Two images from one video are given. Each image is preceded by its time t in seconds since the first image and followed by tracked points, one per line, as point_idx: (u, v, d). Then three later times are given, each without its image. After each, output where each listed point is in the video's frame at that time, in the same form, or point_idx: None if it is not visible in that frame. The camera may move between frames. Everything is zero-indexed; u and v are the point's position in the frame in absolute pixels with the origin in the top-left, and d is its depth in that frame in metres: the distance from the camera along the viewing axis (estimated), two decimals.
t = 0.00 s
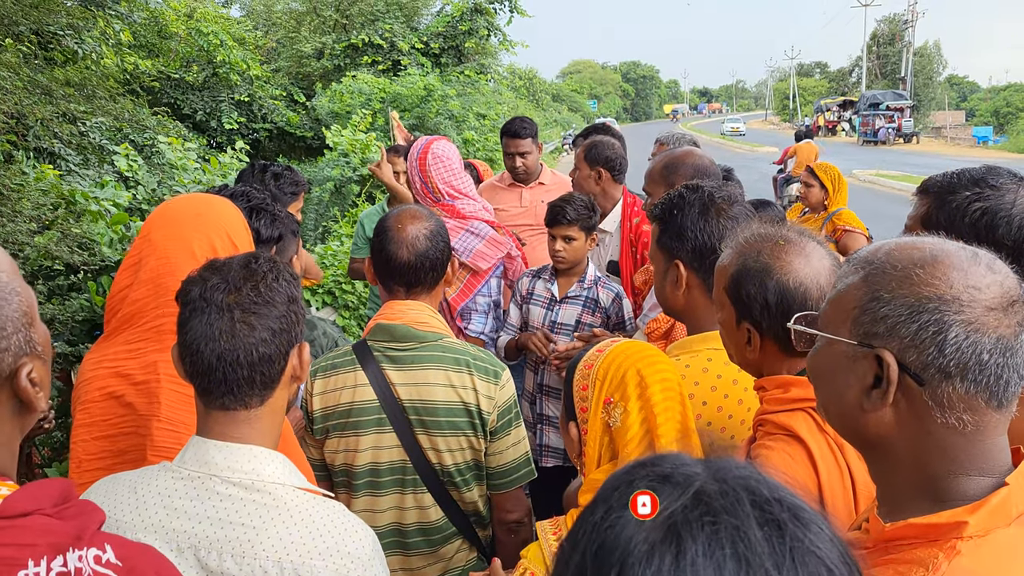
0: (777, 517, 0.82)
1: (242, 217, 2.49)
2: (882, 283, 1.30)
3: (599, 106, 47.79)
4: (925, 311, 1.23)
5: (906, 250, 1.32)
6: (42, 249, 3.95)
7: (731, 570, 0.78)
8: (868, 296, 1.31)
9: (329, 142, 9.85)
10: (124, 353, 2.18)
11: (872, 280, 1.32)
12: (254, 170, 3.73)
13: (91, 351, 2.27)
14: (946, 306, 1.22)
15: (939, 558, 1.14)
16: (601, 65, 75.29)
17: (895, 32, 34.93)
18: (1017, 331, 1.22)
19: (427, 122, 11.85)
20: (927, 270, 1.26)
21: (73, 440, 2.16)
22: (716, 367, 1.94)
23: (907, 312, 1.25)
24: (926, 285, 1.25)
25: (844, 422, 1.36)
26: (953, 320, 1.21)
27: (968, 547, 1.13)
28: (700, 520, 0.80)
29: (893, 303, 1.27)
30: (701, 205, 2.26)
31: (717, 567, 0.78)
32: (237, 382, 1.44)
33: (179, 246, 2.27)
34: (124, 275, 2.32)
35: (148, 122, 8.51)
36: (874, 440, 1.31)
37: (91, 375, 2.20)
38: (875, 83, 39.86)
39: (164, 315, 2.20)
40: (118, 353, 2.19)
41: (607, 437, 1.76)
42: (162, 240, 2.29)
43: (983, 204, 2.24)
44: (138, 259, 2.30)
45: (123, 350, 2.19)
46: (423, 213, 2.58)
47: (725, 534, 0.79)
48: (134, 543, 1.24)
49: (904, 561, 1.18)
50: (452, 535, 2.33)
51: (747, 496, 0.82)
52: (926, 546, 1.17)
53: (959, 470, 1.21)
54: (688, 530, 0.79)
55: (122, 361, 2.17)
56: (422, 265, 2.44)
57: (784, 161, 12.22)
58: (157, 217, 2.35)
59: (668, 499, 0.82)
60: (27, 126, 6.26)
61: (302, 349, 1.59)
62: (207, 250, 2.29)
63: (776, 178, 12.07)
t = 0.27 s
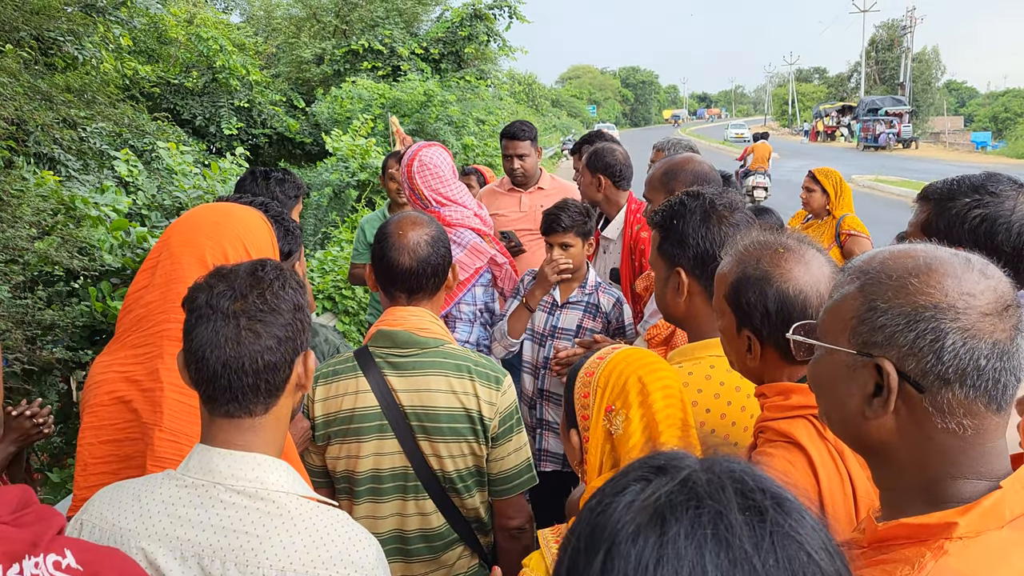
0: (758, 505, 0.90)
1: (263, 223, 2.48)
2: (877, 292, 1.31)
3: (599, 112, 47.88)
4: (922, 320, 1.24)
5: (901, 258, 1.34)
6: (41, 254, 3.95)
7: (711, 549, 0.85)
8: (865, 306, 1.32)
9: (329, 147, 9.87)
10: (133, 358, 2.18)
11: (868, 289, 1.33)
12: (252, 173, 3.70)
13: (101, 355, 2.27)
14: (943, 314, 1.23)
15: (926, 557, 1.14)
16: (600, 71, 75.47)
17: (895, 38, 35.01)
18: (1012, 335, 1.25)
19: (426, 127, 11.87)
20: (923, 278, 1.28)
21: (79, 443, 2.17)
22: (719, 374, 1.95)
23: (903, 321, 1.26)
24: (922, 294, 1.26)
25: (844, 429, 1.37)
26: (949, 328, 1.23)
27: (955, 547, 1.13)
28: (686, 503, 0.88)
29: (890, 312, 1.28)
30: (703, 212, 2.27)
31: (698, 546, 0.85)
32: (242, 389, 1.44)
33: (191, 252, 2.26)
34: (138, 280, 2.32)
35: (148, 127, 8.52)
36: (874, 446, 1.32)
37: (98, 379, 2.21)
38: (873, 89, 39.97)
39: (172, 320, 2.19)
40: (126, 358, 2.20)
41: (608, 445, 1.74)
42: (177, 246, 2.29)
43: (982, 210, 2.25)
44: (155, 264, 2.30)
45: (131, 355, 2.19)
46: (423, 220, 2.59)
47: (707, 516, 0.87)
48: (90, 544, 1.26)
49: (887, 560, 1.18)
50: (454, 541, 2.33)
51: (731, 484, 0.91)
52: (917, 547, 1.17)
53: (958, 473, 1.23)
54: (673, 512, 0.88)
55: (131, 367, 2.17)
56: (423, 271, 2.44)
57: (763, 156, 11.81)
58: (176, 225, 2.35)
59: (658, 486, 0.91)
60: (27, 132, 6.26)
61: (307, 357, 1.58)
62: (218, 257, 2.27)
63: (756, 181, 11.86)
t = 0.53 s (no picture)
0: (746, 516, 0.91)
1: (284, 244, 2.45)
2: (864, 311, 1.34)
3: (598, 115, 47.99)
4: (907, 340, 1.26)
5: (890, 275, 1.35)
6: (47, 272, 3.98)
7: (697, 557, 0.87)
8: (852, 323, 1.35)
9: (329, 157, 9.92)
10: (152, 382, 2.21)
11: (855, 307, 1.36)
12: (255, 191, 3.73)
13: (121, 375, 2.30)
14: (928, 335, 1.25)
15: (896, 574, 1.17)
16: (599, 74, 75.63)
17: (892, 33, 35.03)
18: (997, 355, 1.27)
19: (427, 135, 11.93)
20: (909, 297, 1.29)
21: (97, 464, 2.21)
22: (729, 385, 1.96)
23: (889, 342, 1.28)
24: (908, 315, 1.28)
25: (831, 443, 1.40)
26: (934, 348, 1.24)
27: (922, 563, 1.16)
28: (675, 513, 0.91)
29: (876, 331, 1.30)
30: (707, 222, 2.29)
31: (684, 553, 0.87)
32: (258, 414, 1.45)
33: (208, 277, 2.25)
34: (158, 301, 2.33)
35: (150, 142, 8.57)
36: (860, 461, 1.35)
37: (116, 401, 2.24)
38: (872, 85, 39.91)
39: (190, 347, 2.20)
40: (145, 382, 2.22)
41: (618, 460, 1.74)
42: (197, 270, 2.28)
43: (974, 214, 2.27)
44: (178, 287, 2.30)
45: (149, 379, 2.22)
46: (427, 236, 2.61)
47: (695, 525, 0.89)
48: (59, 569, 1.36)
49: None
50: (468, 555, 2.34)
51: (721, 497, 0.93)
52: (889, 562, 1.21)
53: (938, 490, 1.25)
54: (662, 523, 0.90)
55: (150, 391, 2.20)
56: (430, 287, 2.45)
57: (734, 152, 11.30)
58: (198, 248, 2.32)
59: (651, 499, 0.94)
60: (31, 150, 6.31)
61: (322, 380, 1.59)
62: (237, 282, 2.26)
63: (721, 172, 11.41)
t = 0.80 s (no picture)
0: (791, 529, 0.92)
1: (330, 255, 2.49)
2: (875, 306, 1.35)
3: (612, 105, 47.73)
4: (914, 334, 1.28)
5: (898, 271, 1.36)
6: (78, 281, 4.14)
7: (735, 564, 0.90)
8: (862, 319, 1.36)
9: (346, 157, 9.99)
10: (205, 392, 2.29)
11: (865, 303, 1.37)
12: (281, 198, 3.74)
13: (173, 383, 2.38)
14: (936, 328, 1.27)
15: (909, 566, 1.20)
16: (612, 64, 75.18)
17: (910, 11, 34.45)
18: (1007, 346, 1.27)
19: (442, 132, 11.99)
20: (916, 292, 1.31)
21: (152, 470, 2.31)
22: (771, 379, 1.96)
23: (897, 336, 1.30)
24: (915, 308, 1.30)
25: (847, 437, 1.42)
26: (942, 342, 1.26)
27: (935, 555, 1.20)
28: (720, 521, 0.94)
29: (884, 326, 1.32)
30: (748, 216, 2.29)
31: (723, 561, 0.91)
32: (320, 421, 1.50)
33: (260, 289, 2.30)
34: (210, 311, 2.40)
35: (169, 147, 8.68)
36: (875, 454, 1.36)
37: (170, 409, 2.32)
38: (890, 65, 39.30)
39: (243, 359, 2.27)
40: (198, 392, 2.30)
41: (664, 458, 1.76)
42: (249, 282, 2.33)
43: (1004, 201, 2.25)
44: (229, 298, 2.37)
45: (203, 389, 2.31)
46: (460, 239, 2.64)
47: (738, 534, 0.92)
48: None
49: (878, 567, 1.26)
50: (511, 553, 2.37)
51: (769, 508, 0.95)
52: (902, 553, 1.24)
53: (953, 481, 1.27)
54: (707, 529, 0.94)
55: (204, 401, 2.28)
56: (466, 290, 2.49)
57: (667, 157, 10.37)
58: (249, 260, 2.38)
59: (700, 505, 0.98)
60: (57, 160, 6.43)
61: (379, 387, 1.63)
62: (288, 295, 2.31)
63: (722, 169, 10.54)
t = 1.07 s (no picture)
0: (846, 473, 0.78)
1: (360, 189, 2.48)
2: (914, 241, 1.30)
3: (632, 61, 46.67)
4: (953, 269, 1.23)
5: (938, 205, 1.31)
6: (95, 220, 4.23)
7: (778, 503, 0.76)
8: (898, 254, 1.31)
9: (362, 106, 9.86)
10: (233, 323, 2.30)
11: (902, 237, 1.32)
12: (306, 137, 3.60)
13: (199, 315, 2.39)
14: (975, 263, 1.22)
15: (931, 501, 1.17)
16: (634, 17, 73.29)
17: None
18: None
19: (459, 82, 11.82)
20: (956, 226, 1.26)
21: (178, 401, 2.33)
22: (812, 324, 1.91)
23: (935, 269, 1.25)
24: (954, 244, 1.25)
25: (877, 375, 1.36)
26: (981, 277, 1.20)
27: (959, 492, 1.17)
28: (769, 456, 0.80)
29: (923, 262, 1.27)
30: (799, 155, 2.20)
31: (766, 499, 0.77)
32: (360, 349, 1.49)
33: (291, 222, 2.31)
34: (238, 244, 2.40)
35: (183, 92, 8.57)
36: (905, 391, 1.31)
37: (197, 341, 2.33)
38: (917, 26, 38.06)
39: (273, 291, 2.28)
40: (225, 323, 2.32)
41: (699, 399, 1.73)
42: (279, 214, 2.33)
43: None
44: (258, 230, 2.36)
45: (230, 320, 2.31)
46: (491, 177, 2.58)
47: (787, 471, 0.78)
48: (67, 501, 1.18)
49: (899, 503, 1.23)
50: (536, 495, 2.37)
51: (826, 446, 0.80)
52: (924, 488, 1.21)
53: (986, 419, 1.22)
54: (752, 464, 0.79)
55: (232, 332, 2.30)
56: (497, 229, 2.44)
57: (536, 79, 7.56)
58: (279, 192, 2.37)
59: (749, 436, 0.83)
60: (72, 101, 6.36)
61: (420, 319, 1.61)
62: (319, 228, 2.31)
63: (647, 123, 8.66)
